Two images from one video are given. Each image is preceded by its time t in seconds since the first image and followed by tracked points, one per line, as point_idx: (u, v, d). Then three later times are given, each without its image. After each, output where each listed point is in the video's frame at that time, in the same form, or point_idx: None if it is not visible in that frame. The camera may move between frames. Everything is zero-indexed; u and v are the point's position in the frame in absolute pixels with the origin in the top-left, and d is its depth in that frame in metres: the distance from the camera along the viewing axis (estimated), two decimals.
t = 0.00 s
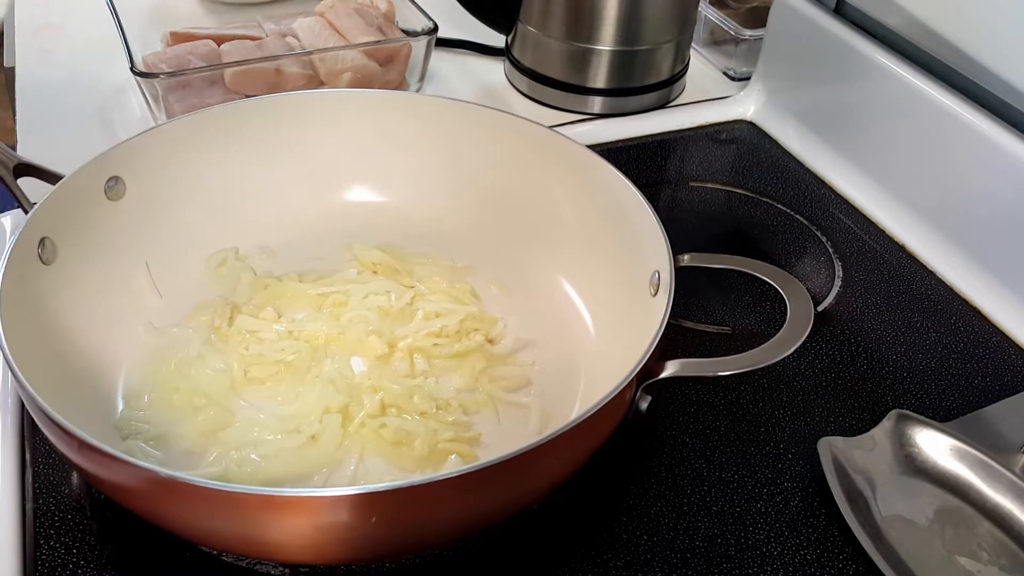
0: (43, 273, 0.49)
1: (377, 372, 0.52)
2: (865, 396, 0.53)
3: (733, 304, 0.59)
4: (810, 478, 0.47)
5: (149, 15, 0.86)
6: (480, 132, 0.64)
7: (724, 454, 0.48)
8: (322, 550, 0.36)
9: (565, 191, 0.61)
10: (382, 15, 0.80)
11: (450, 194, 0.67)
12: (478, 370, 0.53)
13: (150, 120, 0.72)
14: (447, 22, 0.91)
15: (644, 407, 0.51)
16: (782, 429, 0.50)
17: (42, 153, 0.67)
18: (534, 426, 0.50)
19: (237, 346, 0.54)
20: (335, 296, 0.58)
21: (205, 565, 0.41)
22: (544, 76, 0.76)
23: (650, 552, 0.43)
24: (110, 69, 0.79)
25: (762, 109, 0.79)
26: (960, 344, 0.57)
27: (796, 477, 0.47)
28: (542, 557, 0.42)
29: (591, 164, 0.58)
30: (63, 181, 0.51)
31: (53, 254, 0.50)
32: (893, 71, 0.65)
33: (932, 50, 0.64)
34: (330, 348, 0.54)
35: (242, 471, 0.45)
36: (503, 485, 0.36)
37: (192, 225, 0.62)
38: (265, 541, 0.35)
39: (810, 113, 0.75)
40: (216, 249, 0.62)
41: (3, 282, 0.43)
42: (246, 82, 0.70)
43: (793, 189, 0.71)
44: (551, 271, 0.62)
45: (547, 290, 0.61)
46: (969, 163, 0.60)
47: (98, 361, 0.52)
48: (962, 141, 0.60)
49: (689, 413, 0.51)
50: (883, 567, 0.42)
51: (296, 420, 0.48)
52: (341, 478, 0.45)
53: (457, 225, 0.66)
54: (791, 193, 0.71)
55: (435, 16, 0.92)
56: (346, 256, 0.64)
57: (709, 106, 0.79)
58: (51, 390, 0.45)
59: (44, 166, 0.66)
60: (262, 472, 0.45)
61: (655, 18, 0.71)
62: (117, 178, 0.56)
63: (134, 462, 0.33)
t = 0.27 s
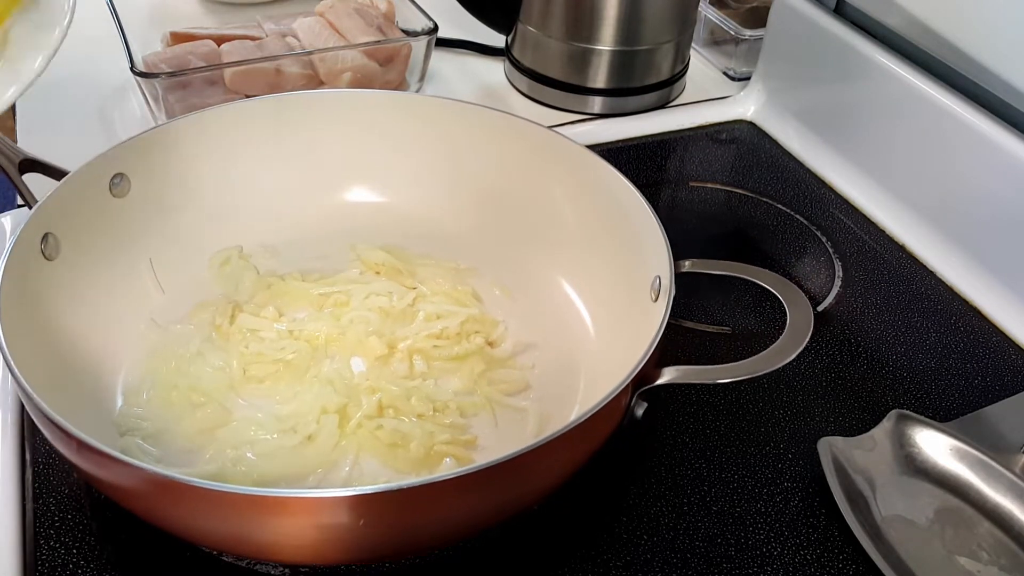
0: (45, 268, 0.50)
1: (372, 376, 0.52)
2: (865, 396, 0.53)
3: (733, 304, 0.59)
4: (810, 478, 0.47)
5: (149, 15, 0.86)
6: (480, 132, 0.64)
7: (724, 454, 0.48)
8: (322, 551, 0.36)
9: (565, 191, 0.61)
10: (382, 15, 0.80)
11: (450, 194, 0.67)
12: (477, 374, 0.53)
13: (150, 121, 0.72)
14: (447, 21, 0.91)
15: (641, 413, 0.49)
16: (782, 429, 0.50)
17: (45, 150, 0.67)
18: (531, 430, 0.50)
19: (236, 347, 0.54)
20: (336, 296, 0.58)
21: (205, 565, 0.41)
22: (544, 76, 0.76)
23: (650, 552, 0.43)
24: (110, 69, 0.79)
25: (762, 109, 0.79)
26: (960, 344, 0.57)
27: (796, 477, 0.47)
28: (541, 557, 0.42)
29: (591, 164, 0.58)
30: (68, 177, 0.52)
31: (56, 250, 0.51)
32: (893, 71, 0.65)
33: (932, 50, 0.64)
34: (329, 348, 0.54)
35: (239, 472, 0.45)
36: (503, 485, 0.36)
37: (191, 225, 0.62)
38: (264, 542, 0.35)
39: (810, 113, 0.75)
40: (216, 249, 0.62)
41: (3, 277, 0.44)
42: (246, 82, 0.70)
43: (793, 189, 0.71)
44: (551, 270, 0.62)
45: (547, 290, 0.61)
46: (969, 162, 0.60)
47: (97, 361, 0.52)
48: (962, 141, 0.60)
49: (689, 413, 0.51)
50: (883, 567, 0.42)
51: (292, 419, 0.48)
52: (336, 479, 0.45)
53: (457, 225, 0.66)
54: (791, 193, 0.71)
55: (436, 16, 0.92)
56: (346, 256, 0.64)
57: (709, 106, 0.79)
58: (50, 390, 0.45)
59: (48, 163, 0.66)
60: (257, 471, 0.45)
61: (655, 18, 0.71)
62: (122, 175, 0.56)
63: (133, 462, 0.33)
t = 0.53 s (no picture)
0: (46, 265, 0.50)
1: (372, 376, 0.52)
2: (865, 396, 0.53)
3: (733, 304, 0.59)
4: (810, 478, 0.47)
5: (149, 15, 0.86)
6: (481, 132, 0.64)
7: (724, 454, 0.48)
8: (321, 551, 0.36)
9: (566, 192, 0.61)
10: (382, 15, 0.80)
11: (450, 194, 0.67)
12: (476, 375, 0.53)
13: (150, 120, 0.72)
14: (447, 22, 0.91)
15: (638, 417, 0.49)
16: (782, 429, 0.50)
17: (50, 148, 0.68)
18: (531, 430, 0.50)
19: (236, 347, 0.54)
20: (337, 296, 0.58)
21: (205, 565, 0.41)
22: (544, 76, 0.76)
23: (650, 552, 0.43)
24: (110, 69, 0.79)
25: (762, 109, 0.79)
26: (960, 344, 0.57)
27: (796, 477, 0.47)
28: (541, 557, 0.42)
29: (591, 164, 0.59)
30: (69, 175, 0.52)
31: (58, 247, 0.51)
32: (893, 71, 0.65)
33: (932, 50, 0.64)
34: (329, 348, 0.54)
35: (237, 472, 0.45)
36: (503, 486, 0.36)
37: (191, 225, 0.62)
38: (263, 542, 0.35)
39: (810, 113, 0.75)
40: (216, 249, 0.62)
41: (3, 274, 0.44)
42: (246, 82, 0.70)
43: (793, 189, 0.71)
44: (551, 270, 0.63)
45: (547, 290, 0.61)
46: (969, 162, 0.60)
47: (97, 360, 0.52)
48: (962, 141, 0.60)
49: (689, 413, 0.51)
50: (883, 567, 0.42)
51: (290, 418, 0.48)
52: (334, 479, 0.45)
53: (457, 225, 0.66)
54: (791, 193, 0.71)
55: (436, 16, 0.92)
56: (346, 256, 0.64)
57: (709, 106, 0.79)
58: (50, 390, 0.45)
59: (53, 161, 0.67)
60: (255, 470, 0.45)
61: (655, 18, 0.71)
62: (125, 173, 0.57)
63: (133, 463, 0.33)
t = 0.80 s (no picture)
0: (47, 264, 0.50)
1: (372, 376, 0.52)
2: (865, 396, 0.53)
3: (733, 304, 0.59)
4: (810, 478, 0.47)
5: (149, 15, 0.86)
6: (481, 132, 0.64)
7: (724, 454, 0.48)
8: (321, 551, 0.36)
9: (566, 192, 0.61)
10: (382, 15, 0.80)
11: (450, 194, 0.67)
12: (476, 376, 0.53)
13: (150, 120, 0.72)
14: (447, 21, 0.91)
15: (637, 417, 0.50)
16: (782, 429, 0.50)
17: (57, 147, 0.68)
18: (531, 430, 0.50)
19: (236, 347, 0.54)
20: (337, 296, 0.58)
21: (205, 565, 0.41)
22: (544, 76, 0.76)
23: (650, 552, 0.43)
24: (110, 69, 0.79)
25: (762, 109, 0.79)
26: (960, 344, 0.57)
27: (796, 477, 0.47)
28: (542, 557, 0.42)
29: (591, 164, 0.59)
30: (69, 175, 0.52)
31: (59, 246, 0.51)
32: (893, 71, 0.65)
33: (932, 50, 0.64)
34: (329, 348, 0.54)
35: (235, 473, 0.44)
36: (503, 486, 0.36)
37: (191, 225, 0.62)
38: (263, 542, 0.35)
39: (810, 113, 0.75)
40: (216, 249, 0.62)
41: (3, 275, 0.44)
42: (246, 82, 0.70)
43: (794, 189, 0.71)
44: (551, 270, 0.63)
45: (547, 291, 0.61)
46: (969, 162, 0.60)
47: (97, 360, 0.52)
48: (962, 141, 0.60)
49: (689, 413, 0.51)
50: (883, 567, 0.42)
51: (289, 418, 0.48)
52: (333, 480, 0.45)
53: (457, 225, 0.66)
54: (791, 193, 0.71)
55: (436, 16, 0.92)
56: (346, 257, 0.64)
57: (709, 106, 0.79)
58: (50, 390, 0.45)
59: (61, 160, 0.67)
60: (254, 470, 0.45)
61: (655, 18, 0.71)
62: (127, 173, 0.57)
63: (133, 463, 0.33)
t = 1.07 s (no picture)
0: (47, 264, 0.50)
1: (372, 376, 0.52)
2: (865, 396, 0.53)
3: (733, 304, 0.59)
4: (810, 478, 0.47)
5: (148, 15, 0.86)
6: (481, 131, 0.64)
7: (724, 454, 0.48)
8: (320, 551, 0.36)
9: (566, 192, 0.61)
10: (382, 15, 0.80)
11: (450, 194, 0.67)
12: (476, 376, 0.53)
13: (150, 120, 0.72)
14: (447, 21, 0.91)
15: (637, 418, 0.49)
16: (782, 429, 0.50)
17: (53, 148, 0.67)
18: (531, 430, 0.50)
19: (236, 347, 0.54)
20: (337, 297, 0.58)
21: (205, 566, 0.41)
22: (544, 76, 0.76)
23: (650, 552, 0.43)
24: (110, 69, 0.79)
25: (762, 109, 0.79)
26: (960, 344, 0.57)
27: (796, 477, 0.47)
28: (542, 557, 0.42)
29: (591, 164, 0.59)
30: (69, 175, 0.52)
31: (59, 246, 0.51)
32: (893, 71, 0.65)
33: (933, 50, 0.64)
34: (329, 348, 0.54)
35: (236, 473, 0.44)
36: (502, 486, 0.36)
37: (191, 225, 0.62)
38: (264, 543, 0.35)
39: (810, 113, 0.75)
40: (216, 249, 0.62)
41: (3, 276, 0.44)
42: (246, 82, 0.70)
43: (794, 189, 0.71)
44: (551, 270, 0.63)
45: (547, 291, 0.61)
46: (969, 162, 0.60)
47: (97, 360, 0.52)
48: (962, 141, 0.60)
49: (689, 413, 0.51)
50: (883, 567, 0.42)
51: (289, 418, 0.48)
52: (332, 480, 0.45)
53: (457, 226, 0.66)
54: (791, 193, 0.71)
55: (436, 17, 0.92)
56: (346, 257, 0.64)
57: (710, 106, 0.79)
58: (50, 390, 0.45)
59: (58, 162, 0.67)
60: (254, 470, 0.45)
61: (655, 18, 0.71)
62: (126, 173, 0.57)
63: (132, 462, 0.33)
